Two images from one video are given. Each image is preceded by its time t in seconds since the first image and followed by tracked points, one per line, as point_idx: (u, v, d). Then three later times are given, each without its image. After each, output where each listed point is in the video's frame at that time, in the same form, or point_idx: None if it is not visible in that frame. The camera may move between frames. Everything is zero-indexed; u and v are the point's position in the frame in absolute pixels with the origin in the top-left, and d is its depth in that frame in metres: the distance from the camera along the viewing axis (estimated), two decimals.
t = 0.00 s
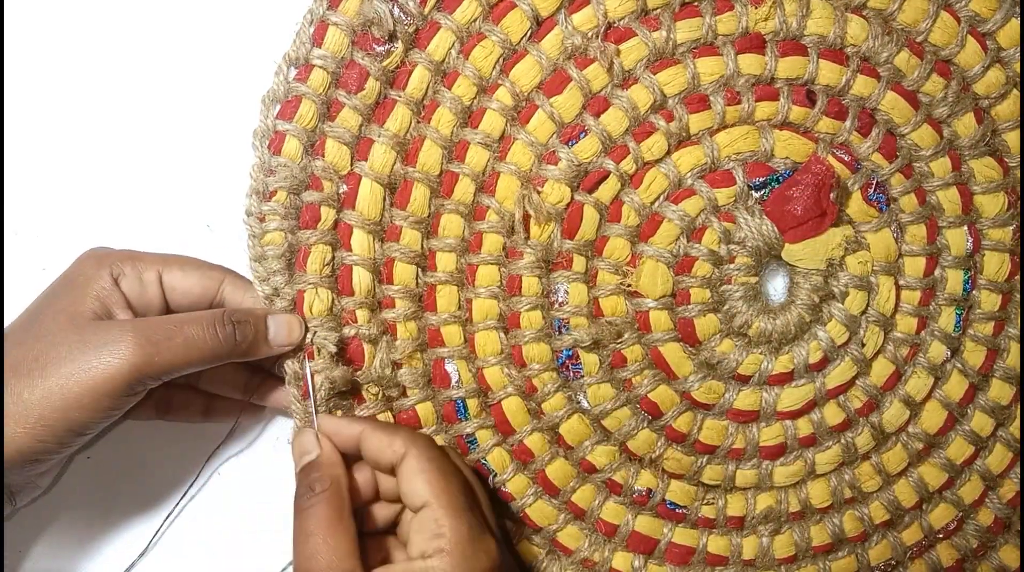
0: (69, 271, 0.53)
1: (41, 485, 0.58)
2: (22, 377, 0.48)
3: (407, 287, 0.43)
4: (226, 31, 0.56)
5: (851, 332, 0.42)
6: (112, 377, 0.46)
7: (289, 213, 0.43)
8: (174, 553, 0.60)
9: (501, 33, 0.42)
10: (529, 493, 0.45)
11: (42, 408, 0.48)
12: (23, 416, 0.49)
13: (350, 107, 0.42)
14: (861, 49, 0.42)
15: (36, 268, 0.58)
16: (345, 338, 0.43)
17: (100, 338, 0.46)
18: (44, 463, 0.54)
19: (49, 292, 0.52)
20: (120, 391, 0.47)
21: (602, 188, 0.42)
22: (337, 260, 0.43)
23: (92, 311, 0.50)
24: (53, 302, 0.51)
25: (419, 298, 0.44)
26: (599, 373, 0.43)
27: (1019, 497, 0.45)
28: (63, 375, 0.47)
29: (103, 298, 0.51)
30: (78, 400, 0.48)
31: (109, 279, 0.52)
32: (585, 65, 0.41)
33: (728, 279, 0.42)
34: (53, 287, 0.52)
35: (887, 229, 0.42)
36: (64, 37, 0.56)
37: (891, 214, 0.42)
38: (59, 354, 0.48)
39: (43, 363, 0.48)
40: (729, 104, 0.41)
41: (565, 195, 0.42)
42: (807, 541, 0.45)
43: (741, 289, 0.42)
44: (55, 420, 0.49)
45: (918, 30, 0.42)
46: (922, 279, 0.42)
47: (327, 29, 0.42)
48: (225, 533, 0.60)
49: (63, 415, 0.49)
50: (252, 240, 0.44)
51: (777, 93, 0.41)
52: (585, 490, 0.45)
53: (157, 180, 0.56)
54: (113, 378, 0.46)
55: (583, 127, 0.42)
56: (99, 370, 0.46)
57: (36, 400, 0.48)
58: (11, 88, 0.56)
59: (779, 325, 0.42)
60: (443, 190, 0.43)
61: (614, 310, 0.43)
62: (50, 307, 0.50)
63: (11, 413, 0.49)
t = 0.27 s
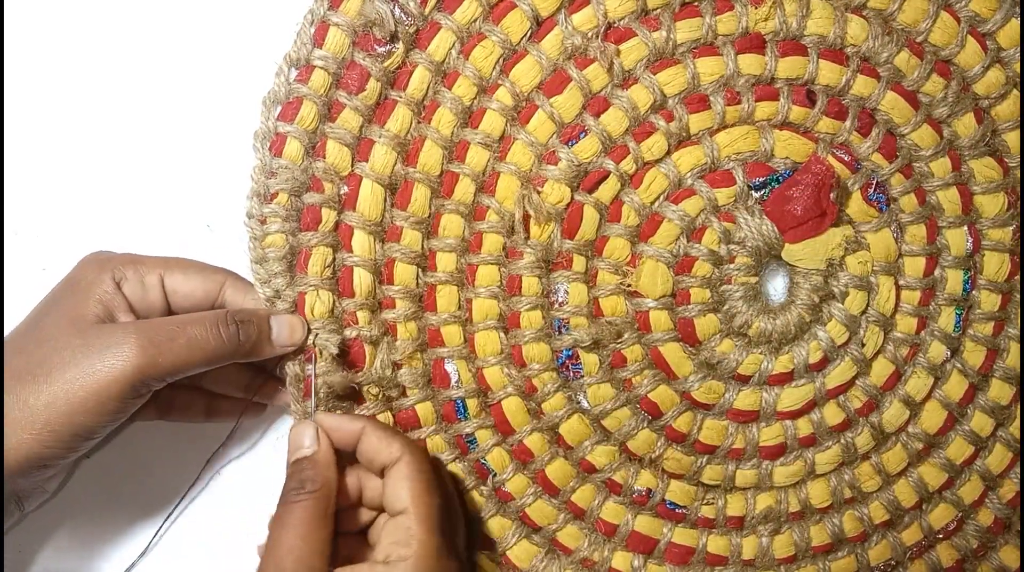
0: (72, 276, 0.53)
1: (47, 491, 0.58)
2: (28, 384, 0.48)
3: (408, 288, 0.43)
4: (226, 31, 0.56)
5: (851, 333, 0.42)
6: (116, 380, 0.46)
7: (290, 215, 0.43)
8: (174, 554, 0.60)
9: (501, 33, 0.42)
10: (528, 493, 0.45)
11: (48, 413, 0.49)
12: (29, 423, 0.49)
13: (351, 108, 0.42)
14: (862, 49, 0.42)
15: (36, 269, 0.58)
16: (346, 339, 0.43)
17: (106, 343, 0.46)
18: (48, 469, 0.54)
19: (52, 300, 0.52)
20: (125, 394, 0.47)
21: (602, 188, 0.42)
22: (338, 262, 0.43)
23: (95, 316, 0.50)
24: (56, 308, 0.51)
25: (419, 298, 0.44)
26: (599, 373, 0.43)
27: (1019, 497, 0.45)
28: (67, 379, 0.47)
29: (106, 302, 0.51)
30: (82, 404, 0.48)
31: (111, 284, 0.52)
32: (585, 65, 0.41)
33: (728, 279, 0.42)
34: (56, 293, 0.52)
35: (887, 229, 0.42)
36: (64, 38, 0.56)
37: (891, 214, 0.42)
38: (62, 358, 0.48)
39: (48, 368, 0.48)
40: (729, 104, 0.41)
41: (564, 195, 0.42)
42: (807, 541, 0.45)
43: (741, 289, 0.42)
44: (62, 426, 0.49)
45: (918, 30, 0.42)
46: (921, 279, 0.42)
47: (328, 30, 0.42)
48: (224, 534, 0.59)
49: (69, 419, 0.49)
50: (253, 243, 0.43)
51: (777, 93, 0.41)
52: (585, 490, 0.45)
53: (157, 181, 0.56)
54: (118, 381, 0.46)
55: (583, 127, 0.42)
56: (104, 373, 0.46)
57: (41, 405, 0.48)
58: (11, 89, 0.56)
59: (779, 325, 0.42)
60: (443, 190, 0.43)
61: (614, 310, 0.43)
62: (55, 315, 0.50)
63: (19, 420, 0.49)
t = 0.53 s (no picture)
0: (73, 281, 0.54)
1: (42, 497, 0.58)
2: (17, 377, 0.49)
3: (409, 287, 0.43)
4: (228, 28, 0.56)
5: (849, 332, 0.42)
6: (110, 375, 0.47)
7: (289, 220, 0.42)
8: (174, 554, 0.60)
9: (502, 30, 0.42)
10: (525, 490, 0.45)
11: (35, 406, 0.49)
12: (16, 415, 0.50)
13: (353, 107, 0.42)
14: (861, 49, 0.42)
15: (36, 268, 0.58)
16: (349, 344, 0.43)
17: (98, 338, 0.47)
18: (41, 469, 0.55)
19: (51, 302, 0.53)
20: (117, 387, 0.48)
21: (600, 187, 0.42)
22: (338, 265, 0.43)
23: (89, 312, 0.51)
24: (54, 308, 0.52)
25: (418, 296, 0.44)
26: (597, 370, 0.43)
27: (1015, 499, 0.45)
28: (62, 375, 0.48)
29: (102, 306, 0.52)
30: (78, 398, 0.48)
31: (110, 289, 0.53)
32: (585, 63, 0.42)
33: (726, 278, 0.42)
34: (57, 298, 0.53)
35: (885, 229, 0.42)
36: (65, 36, 0.56)
37: (889, 214, 0.42)
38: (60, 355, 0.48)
39: (37, 362, 0.49)
40: (728, 103, 0.41)
41: (563, 193, 0.42)
42: (803, 541, 0.45)
43: (739, 288, 0.42)
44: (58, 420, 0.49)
45: (918, 31, 0.42)
46: (919, 280, 0.42)
47: (331, 27, 0.42)
48: (225, 533, 0.59)
49: (54, 412, 0.49)
50: (252, 247, 0.43)
51: (776, 92, 0.41)
52: (582, 488, 0.45)
53: (156, 181, 0.56)
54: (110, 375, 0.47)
55: (582, 125, 0.42)
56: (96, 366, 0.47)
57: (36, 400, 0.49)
58: (12, 85, 0.56)
59: (776, 325, 0.42)
60: (444, 188, 0.43)
61: (613, 308, 0.43)
62: (50, 313, 0.51)
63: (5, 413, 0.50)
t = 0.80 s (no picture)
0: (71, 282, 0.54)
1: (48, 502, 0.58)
2: (13, 385, 0.49)
3: (408, 288, 0.43)
4: (227, 29, 0.56)
5: (849, 333, 0.42)
6: (103, 379, 0.47)
7: (287, 214, 0.42)
8: (174, 554, 0.60)
9: (502, 31, 0.42)
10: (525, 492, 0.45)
11: (33, 414, 0.49)
12: (15, 423, 0.50)
13: (352, 104, 0.42)
14: (861, 49, 0.42)
15: (36, 268, 0.58)
16: (345, 343, 0.43)
17: (91, 342, 0.47)
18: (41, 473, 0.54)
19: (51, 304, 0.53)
20: (113, 391, 0.48)
21: (600, 188, 0.42)
22: (336, 262, 0.43)
23: (87, 316, 0.51)
24: (52, 311, 0.52)
25: (419, 298, 0.44)
26: (597, 372, 0.43)
27: (1016, 499, 0.45)
28: (55, 377, 0.48)
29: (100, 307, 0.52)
30: (72, 404, 0.48)
31: (107, 291, 0.53)
32: (584, 64, 0.41)
33: (726, 279, 0.42)
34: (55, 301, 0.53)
35: (885, 229, 0.42)
36: (64, 35, 0.56)
37: (889, 214, 0.42)
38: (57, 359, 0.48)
39: (34, 370, 0.49)
40: (728, 104, 0.41)
41: (563, 194, 0.42)
42: (804, 541, 0.45)
43: (739, 289, 0.42)
44: (53, 425, 0.49)
45: (917, 31, 0.42)
46: (919, 280, 0.42)
47: (329, 25, 0.42)
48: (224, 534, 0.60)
49: (53, 419, 0.49)
50: (249, 241, 0.43)
51: (776, 93, 0.41)
52: (583, 490, 0.45)
53: (155, 180, 0.56)
54: (105, 382, 0.47)
55: (581, 125, 0.42)
56: (90, 371, 0.47)
57: (33, 407, 0.48)
58: (11, 86, 0.56)
59: (776, 326, 0.42)
60: (444, 189, 0.43)
61: (613, 310, 0.43)
62: (48, 315, 0.52)
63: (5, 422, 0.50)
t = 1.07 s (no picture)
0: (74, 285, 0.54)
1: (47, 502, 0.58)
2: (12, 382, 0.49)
3: (410, 290, 0.43)
4: (228, 29, 0.56)
5: (849, 333, 0.42)
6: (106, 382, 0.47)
7: (290, 219, 0.42)
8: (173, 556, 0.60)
9: (502, 32, 0.42)
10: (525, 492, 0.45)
11: (33, 413, 0.49)
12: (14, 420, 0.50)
13: (353, 106, 0.42)
14: (861, 49, 0.42)
15: (36, 268, 0.58)
16: (349, 347, 0.43)
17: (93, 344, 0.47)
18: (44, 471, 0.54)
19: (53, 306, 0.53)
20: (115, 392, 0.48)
21: (600, 188, 0.42)
22: (339, 266, 0.43)
23: (90, 317, 0.51)
24: (54, 313, 0.52)
25: (419, 299, 0.44)
26: (597, 372, 0.43)
27: (1016, 499, 0.45)
28: (56, 377, 0.48)
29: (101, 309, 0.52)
30: (74, 404, 0.48)
31: (110, 292, 0.53)
32: (585, 64, 0.41)
33: (726, 279, 0.42)
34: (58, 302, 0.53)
35: (885, 230, 0.42)
36: (64, 35, 0.56)
37: (890, 214, 0.42)
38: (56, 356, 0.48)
39: (32, 369, 0.49)
40: (728, 104, 0.41)
41: (563, 195, 0.42)
42: (804, 541, 0.45)
43: (739, 289, 0.42)
44: (55, 424, 0.49)
45: (917, 31, 0.42)
46: (919, 280, 0.42)
47: (330, 25, 0.42)
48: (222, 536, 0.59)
49: (53, 418, 0.49)
50: (252, 247, 0.43)
51: (776, 93, 0.41)
52: (583, 490, 0.45)
53: (156, 180, 0.56)
54: (108, 384, 0.47)
55: (582, 126, 0.42)
56: (92, 373, 0.47)
57: (34, 404, 0.49)
58: (12, 86, 0.56)
59: (776, 326, 0.42)
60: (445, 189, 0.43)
61: (613, 310, 0.43)
62: (49, 316, 0.52)
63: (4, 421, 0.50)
